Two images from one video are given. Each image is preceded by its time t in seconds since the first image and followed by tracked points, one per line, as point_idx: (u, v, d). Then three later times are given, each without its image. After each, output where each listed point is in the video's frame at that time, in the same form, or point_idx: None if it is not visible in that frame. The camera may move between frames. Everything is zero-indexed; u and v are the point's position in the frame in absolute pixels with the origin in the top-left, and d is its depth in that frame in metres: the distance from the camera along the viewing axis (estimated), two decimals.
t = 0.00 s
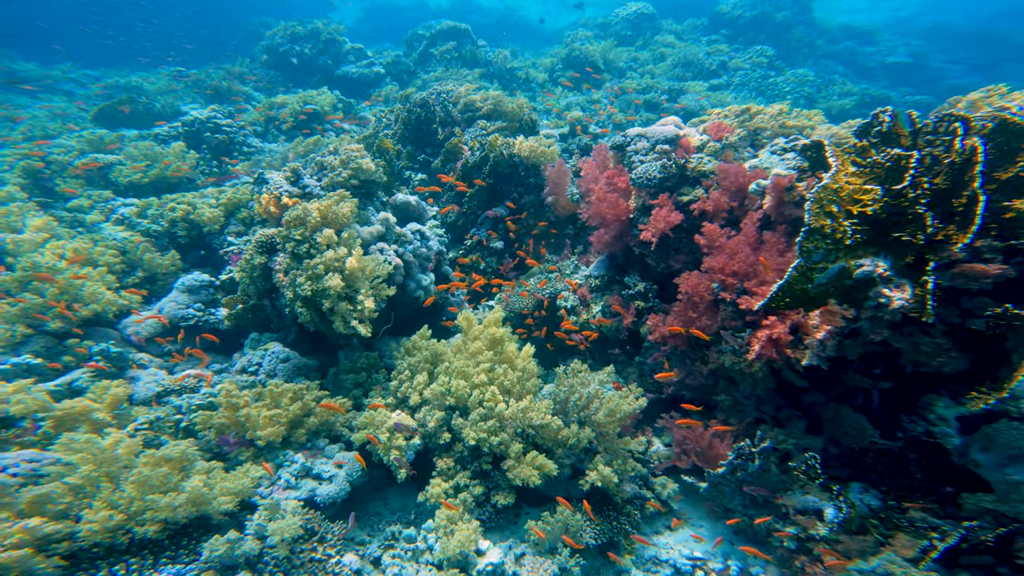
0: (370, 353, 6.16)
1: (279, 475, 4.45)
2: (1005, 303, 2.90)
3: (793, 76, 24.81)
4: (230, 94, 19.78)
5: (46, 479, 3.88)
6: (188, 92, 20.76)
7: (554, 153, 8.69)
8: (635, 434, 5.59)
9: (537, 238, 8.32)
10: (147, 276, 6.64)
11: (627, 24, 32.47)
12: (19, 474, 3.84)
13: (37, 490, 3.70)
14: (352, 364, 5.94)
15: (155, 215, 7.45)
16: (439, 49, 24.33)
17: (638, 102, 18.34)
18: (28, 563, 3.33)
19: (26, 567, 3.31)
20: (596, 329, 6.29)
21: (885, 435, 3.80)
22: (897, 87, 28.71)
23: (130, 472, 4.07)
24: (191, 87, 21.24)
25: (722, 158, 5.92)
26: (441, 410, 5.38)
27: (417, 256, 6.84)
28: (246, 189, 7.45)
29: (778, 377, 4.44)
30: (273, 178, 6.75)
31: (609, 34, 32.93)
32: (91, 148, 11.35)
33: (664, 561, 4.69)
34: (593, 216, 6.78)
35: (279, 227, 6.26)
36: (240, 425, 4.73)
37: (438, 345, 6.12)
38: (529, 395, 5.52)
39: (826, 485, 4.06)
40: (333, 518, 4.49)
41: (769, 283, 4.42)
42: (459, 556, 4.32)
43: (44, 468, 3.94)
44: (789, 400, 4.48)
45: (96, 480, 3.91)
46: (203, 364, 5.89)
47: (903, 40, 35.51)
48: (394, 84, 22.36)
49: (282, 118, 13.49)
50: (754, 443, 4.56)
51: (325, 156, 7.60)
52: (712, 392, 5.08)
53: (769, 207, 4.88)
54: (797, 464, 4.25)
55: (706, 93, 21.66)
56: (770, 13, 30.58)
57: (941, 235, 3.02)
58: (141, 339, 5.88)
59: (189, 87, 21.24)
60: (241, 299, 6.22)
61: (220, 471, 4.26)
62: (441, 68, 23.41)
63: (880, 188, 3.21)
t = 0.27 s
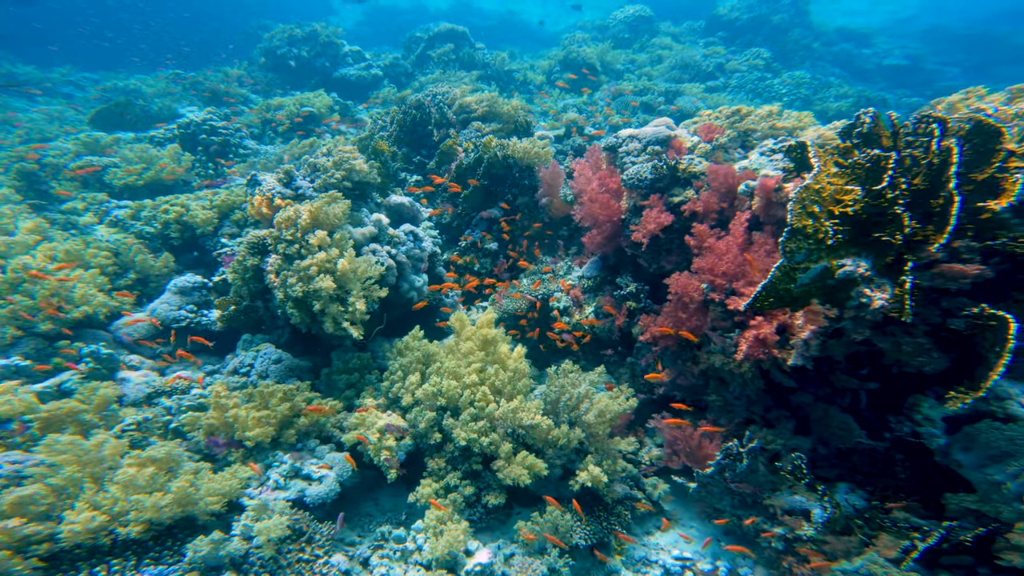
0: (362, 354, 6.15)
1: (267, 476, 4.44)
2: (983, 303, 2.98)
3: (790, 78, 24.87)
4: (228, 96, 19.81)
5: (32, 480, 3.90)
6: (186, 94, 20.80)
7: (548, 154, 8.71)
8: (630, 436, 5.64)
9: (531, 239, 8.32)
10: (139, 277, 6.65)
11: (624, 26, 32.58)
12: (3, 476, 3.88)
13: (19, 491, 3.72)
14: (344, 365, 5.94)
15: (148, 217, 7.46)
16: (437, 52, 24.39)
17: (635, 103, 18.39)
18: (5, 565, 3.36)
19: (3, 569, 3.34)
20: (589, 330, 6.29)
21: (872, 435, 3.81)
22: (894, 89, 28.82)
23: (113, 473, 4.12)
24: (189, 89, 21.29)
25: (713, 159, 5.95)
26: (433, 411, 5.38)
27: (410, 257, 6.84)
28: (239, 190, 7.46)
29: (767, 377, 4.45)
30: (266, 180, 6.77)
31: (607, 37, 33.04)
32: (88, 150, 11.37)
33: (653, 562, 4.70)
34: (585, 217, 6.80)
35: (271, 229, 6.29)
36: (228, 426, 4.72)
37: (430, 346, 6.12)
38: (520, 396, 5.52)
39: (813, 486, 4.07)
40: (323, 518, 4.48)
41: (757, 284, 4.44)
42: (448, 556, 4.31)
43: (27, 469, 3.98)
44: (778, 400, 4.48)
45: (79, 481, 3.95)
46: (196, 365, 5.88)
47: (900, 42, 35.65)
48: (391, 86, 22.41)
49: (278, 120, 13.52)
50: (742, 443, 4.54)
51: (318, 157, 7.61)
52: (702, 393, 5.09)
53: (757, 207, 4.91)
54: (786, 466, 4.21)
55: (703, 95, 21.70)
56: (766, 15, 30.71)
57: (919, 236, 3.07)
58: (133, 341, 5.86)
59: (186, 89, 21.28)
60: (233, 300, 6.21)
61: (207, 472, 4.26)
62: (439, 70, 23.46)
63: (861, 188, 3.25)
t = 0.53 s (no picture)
0: (356, 355, 6.18)
1: (258, 477, 4.48)
2: (964, 303, 3.09)
3: (789, 80, 24.88)
4: (227, 100, 19.91)
5: (18, 481, 3.90)
6: (186, 97, 20.93)
7: (543, 156, 8.74)
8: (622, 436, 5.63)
9: (526, 241, 8.34)
10: (134, 280, 6.69)
11: (623, 29, 32.67)
12: None
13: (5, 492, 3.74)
14: (337, 366, 5.97)
15: (144, 219, 7.51)
16: (436, 55, 24.49)
17: (633, 106, 18.44)
18: None
19: None
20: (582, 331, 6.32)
21: (860, 436, 3.79)
22: (893, 91, 28.84)
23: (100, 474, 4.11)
24: (189, 93, 21.40)
25: (704, 161, 5.98)
26: (425, 412, 5.39)
27: (404, 258, 6.86)
28: (234, 193, 7.50)
29: (756, 378, 4.42)
30: (260, 183, 6.81)
31: (607, 39, 33.15)
32: (86, 153, 11.43)
33: (645, 562, 4.72)
34: (579, 219, 6.82)
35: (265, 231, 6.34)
36: (217, 426, 4.74)
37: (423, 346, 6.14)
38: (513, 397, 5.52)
39: (803, 488, 4.04)
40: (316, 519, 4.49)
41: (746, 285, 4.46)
42: (437, 556, 4.34)
43: (14, 470, 3.99)
44: (768, 401, 4.44)
45: (65, 481, 3.93)
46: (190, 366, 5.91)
47: (899, 44, 35.69)
48: (391, 88, 22.50)
49: (277, 123, 13.61)
50: (732, 443, 4.51)
51: (313, 160, 7.66)
52: (694, 394, 5.07)
53: (747, 209, 4.93)
54: (776, 467, 4.16)
55: (701, 97, 21.73)
56: (765, 18, 30.80)
57: (900, 236, 3.09)
58: (127, 343, 5.88)
59: (187, 93, 21.41)
60: (227, 302, 6.23)
61: (197, 472, 4.26)
62: (438, 73, 23.56)
63: (843, 189, 3.26)
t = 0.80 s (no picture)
0: (349, 355, 6.20)
1: (247, 477, 4.48)
2: (941, 302, 3.11)
3: (786, 81, 24.87)
4: (226, 101, 19.97)
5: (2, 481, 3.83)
6: (185, 99, 21.01)
7: (537, 156, 8.76)
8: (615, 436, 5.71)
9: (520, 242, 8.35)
10: (127, 280, 6.71)
11: (622, 30, 32.72)
12: None
13: None
14: (330, 366, 5.99)
15: (137, 221, 7.54)
16: (434, 57, 24.55)
17: (630, 107, 18.46)
18: None
19: None
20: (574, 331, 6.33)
21: (847, 435, 3.78)
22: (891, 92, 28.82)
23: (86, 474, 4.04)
24: (188, 95, 21.46)
25: (695, 161, 6.00)
26: (416, 412, 5.40)
27: (397, 259, 6.88)
28: (228, 194, 7.52)
29: (745, 377, 4.37)
30: (253, 184, 6.83)
31: (605, 40, 33.22)
32: (83, 155, 11.48)
33: (634, 562, 4.72)
34: (571, 220, 6.83)
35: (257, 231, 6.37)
36: (205, 426, 4.76)
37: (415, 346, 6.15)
38: (504, 397, 5.52)
39: (790, 487, 4.06)
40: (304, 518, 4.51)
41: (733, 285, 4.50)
42: (425, 556, 4.36)
43: None
44: (757, 401, 4.38)
45: (50, 481, 3.86)
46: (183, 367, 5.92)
47: (898, 45, 35.69)
48: (389, 90, 22.55)
49: (274, 125, 13.66)
50: (720, 443, 4.56)
51: (306, 161, 7.69)
52: (685, 394, 5.08)
53: (735, 209, 4.94)
54: (763, 466, 4.21)
55: (699, 99, 21.71)
56: (764, 19, 30.83)
57: (879, 236, 3.12)
58: (119, 344, 5.90)
59: (185, 95, 21.49)
60: (219, 303, 6.25)
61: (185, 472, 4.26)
62: (436, 75, 23.60)
63: (824, 189, 3.29)
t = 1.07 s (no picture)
0: (341, 355, 6.22)
1: (235, 476, 4.51)
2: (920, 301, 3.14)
3: (784, 81, 24.84)
4: (223, 102, 20.00)
5: None
6: (182, 100, 21.04)
7: (531, 157, 8.78)
8: (607, 436, 5.74)
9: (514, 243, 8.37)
10: (120, 281, 6.72)
11: (620, 31, 32.73)
12: None
13: None
14: (321, 366, 6.01)
15: (130, 221, 7.56)
16: (432, 57, 24.56)
17: (627, 108, 18.48)
18: None
19: None
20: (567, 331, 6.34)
21: (834, 435, 3.76)
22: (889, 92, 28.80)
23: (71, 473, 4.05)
24: (186, 95, 21.48)
25: (685, 161, 6.01)
26: (407, 412, 5.40)
27: (390, 260, 6.90)
28: (222, 195, 7.53)
29: (733, 376, 4.33)
30: (245, 184, 6.85)
31: (604, 40, 33.23)
32: (80, 155, 11.50)
33: (624, 561, 4.73)
34: (562, 220, 6.84)
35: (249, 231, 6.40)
36: (194, 425, 4.77)
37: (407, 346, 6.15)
38: (495, 396, 5.52)
39: (776, 486, 4.06)
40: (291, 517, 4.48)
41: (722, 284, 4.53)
42: (414, 555, 4.37)
43: None
44: (746, 400, 4.33)
45: (34, 480, 3.82)
46: (175, 367, 5.94)
47: (896, 45, 35.69)
48: (386, 91, 22.57)
49: (270, 126, 13.69)
50: (708, 442, 4.60)
51: (299, 162, 7.70)
52: (675, 394, 5.06)
53: (724, 209, 4.96)
54: (750, 465, 4.18)
55: (696, 99, 21.68)
56: (760, 21, 30.56)
57: (859, 236, 3.13)
58: (110, 343, 5.93)
59: (183, 95, 21.52)
60: (212, 303, 6.30)
61: (172, 471, 4.25)
62: (433, 75, 23.61)
63: (805, 189, 3.30)
